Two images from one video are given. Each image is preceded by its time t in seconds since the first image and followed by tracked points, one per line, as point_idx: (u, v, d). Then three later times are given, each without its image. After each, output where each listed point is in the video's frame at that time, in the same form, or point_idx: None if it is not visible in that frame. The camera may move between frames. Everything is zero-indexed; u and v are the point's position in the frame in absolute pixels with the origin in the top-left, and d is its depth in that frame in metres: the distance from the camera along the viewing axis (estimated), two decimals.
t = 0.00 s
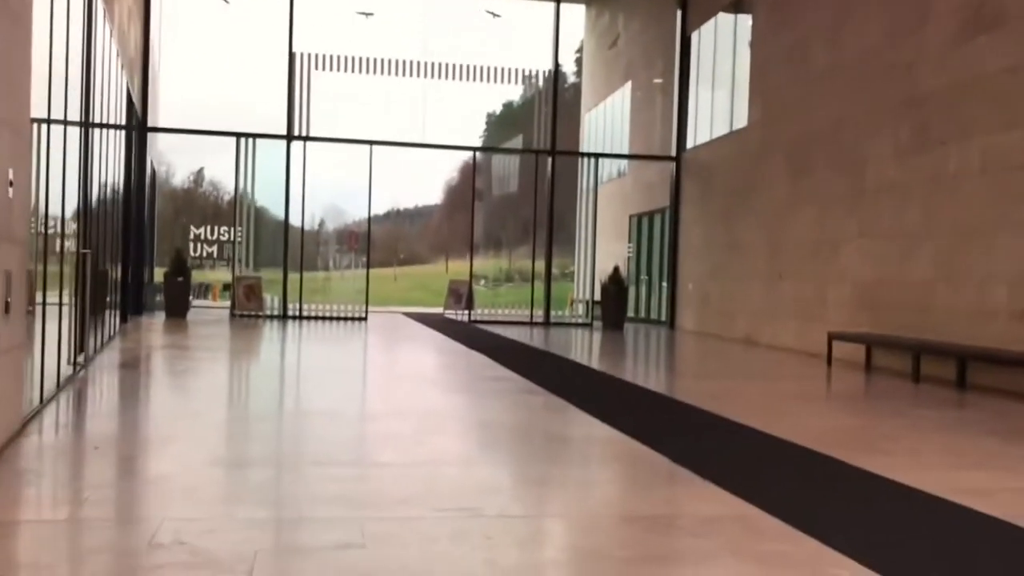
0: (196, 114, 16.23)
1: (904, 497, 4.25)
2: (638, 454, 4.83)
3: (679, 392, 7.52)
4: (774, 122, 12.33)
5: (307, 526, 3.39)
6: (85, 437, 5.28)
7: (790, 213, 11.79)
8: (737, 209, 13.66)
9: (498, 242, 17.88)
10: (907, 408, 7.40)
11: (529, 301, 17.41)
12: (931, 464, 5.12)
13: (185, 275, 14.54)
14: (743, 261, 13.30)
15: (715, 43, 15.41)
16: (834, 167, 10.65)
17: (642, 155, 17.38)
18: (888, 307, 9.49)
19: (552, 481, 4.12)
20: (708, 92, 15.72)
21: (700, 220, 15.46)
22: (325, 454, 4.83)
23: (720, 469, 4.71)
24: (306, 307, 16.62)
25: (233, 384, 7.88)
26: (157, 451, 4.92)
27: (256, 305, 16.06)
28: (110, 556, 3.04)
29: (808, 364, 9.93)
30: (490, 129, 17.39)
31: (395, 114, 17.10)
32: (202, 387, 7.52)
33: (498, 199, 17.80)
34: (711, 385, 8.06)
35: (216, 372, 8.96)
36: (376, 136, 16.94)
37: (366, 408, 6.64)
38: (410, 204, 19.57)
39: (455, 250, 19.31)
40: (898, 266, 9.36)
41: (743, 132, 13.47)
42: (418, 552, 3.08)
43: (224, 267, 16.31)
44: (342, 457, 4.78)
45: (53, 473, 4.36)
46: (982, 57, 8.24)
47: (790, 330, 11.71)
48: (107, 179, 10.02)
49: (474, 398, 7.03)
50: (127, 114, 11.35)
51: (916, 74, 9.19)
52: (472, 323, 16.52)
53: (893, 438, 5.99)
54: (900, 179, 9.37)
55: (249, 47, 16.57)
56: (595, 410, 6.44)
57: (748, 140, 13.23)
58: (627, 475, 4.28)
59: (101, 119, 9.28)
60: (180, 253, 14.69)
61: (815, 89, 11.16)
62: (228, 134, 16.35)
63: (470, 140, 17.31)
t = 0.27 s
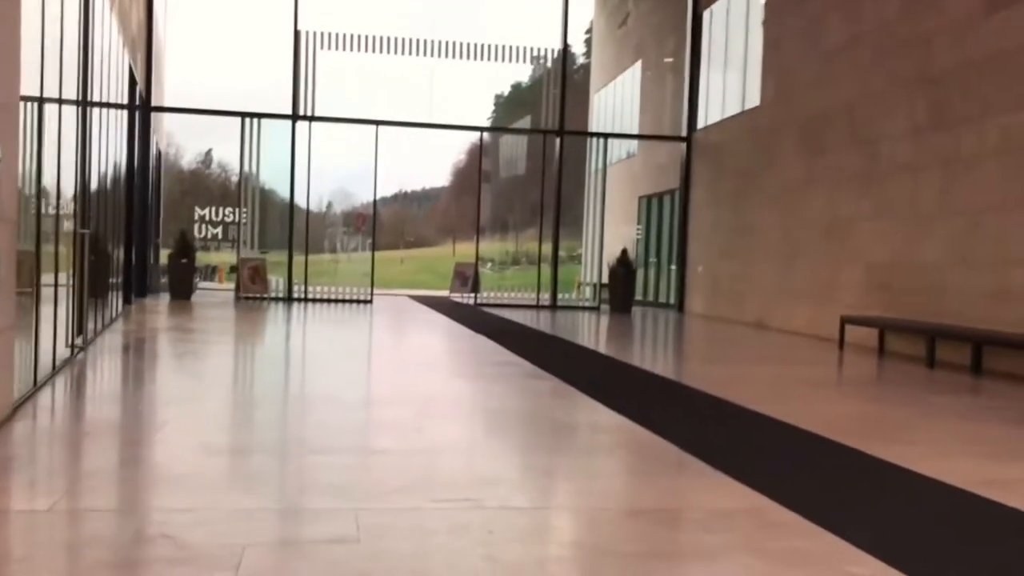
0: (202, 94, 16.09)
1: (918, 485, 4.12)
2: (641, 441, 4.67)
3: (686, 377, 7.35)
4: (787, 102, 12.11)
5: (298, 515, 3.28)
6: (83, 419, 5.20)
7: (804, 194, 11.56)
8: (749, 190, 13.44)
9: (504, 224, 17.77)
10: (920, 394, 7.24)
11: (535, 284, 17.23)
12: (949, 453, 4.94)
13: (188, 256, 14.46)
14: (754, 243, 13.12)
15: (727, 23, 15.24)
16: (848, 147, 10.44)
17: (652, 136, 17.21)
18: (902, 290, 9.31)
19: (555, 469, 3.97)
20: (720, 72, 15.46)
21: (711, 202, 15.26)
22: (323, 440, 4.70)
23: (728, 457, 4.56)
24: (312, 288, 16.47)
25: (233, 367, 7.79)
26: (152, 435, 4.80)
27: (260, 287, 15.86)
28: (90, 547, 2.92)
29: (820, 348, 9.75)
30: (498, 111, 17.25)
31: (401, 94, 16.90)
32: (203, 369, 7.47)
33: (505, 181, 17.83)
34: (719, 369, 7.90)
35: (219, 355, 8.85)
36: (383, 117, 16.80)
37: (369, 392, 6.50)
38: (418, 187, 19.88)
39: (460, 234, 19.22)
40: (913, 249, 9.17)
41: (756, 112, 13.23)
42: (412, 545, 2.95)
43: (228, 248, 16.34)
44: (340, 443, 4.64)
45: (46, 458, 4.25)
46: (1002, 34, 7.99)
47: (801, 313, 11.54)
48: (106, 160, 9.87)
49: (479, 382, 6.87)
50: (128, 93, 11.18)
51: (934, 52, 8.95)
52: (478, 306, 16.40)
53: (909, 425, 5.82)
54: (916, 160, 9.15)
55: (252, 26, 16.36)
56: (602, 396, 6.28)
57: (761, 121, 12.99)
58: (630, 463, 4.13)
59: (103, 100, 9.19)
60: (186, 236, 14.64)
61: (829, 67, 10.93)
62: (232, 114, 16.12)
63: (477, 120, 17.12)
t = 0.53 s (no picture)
0: (200, 83, 15.85)
1: (938, 486, 3.92)
2: (646, 439, 4.47)
3: (692, 370, 7.15)
4: (796, 90, 11.87)
5: (285, 516, 3.10)
6: (67, 415, 5.00)
7: (811, 185, 11.34)
8: (756, 181, 13.21)
9: (506, 214, 17.29)
10: (932, 389, 7.03)
11: (538, 276, 17.04)
12: (970, 453, 4.72)
13: (184, 247, 14.20)
14: (761, 234, 12.89)
15: (733, 11, 15.00)
16: (859, 137, 10.21)
17: (656, 126, 16.97)
18: (914, 283, 9.08)
19: (557, 468, 3.78)
20: (726, 61, 15.21)
21: (717, 193, 15.02)
22: (314, 437, 4.52)
23: (737, 455, 4.37)
24: (309, 280, 16.27)
25: (230, 359, 7.72)
26: (137, 432, 4.58)
27: (258, 279, 15.56)
28: (61, 550, 2.75)
29: (827, 342, 9.55)
30: (503, 100, 16.96)
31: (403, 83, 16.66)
32: (199, 360, 7.44)
33: (507, 173, 17.38)
34: (726, 363, 7.70)
35: (214, 347, 8.68)
36: (383, 105, 16.55)
37: (365, 387, 6.29)
38: (420, 177, 19.55)
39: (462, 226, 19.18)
40: (925, 241, 8.94)
41: (763, 101, 12.99)
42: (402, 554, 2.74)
43: (225, 239, 16.09)
44: (331, 441, 4.46)
45: (20, 457, 4.03)
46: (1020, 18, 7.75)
47: (809, 306, 11.31)
48: (99, 149, 9.66)
49: (478, 377, 6.67)
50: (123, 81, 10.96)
51: (948, 38, 8.71)
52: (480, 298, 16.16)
53: (927, 422, 5.60)
54: (929, 149, 8.91)
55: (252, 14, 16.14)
56: (606, 391, 6.08)
57: (769, 110, 12.75)
58: (636, 462, 3.93)
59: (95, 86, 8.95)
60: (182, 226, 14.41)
61: (840, 54, 10.69)
62: (230, 102, 15.90)
63: (479, 109, 16.88)
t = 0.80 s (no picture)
0: (196, 79, 15.74)
1: (956, 495, 3.71)
2: (647, 444, 4.27)
3: (694, 372, 6.94)
4: (800, 86, 11.69)
5: (262, 526, 2.91)
6: (43, 417, 4.81)
7: (816, 183, 11.13)
8: (759, 178, 13.01)
9: (506, 213, 17.07)
10: (942, 392, 6.83)
11: (538, 275, 16.88)
12: (985, 459, 4.54)
13: (179, 246, 14.03)
14: (764, 233, 12.71)
15: (736, 8, 14.83)
16: (864, 133, 10.02)
17: (658, 123, 16.76)
18: (921, 282, 8.90)
19: (554, 476, 3.58)
20: (729, 58, 15.03)
21: (719, 191, 14.83)
22: (301, 440, 4.35)
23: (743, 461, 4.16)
24: (306, 280, 16.11)
25: (223, 359, 7.57)
26: (116, 434, 4.40)
27: (254, 277, 15.38)
28: (19, 562, 2.56)
29: (833, 342, 9.36)
30: (503, 99, 16.79)
31: (399, 79, 16.44)
32: (189, 360, 7.30)
33: (509, 172, 17.10)
34: (729, 364, 7.50)
35: (206, 347, 8.55)
36: (382, 103, 16.40)
37: (357, 388, 6.11)
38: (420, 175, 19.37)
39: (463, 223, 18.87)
40: (933, 240, 8.75)
41: (767, 98, 12.77)
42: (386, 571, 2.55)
43: (220, 237, 15.89)
44: (320, 443, 4.28)
45: None
46: None
47: (813, 306, 11.13)
48: (89, 146, 9.48)
49: (474, 379, 6.48)
50: (115, 76, 10.78)
51: (957, 33, 8.51)
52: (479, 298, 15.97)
53: (937, 426, 5.41)
54: (938, 146, 8.72)
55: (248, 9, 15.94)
56: (607, 394, 5.87)
57: (773, 106, 12.54)
58: (638, 470, 3.73)
59: (83, 80, 8.75)
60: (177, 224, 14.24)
61: (845, 50, 10.50)
62: (224, 98, 15.77)
63: (480, 106, 16.71)
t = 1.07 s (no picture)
0: (194, 81, 15.55)
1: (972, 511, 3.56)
2: (648, 456, 4.10)
3: (696, 379, 6.77)
4: (803, 88, 11.56)
5: (242, 542, 2.77)
6: (24, 424, 4.67)
7: (821, 186, 10.98)
8: (762, 181, 12.86)
9: (507, 217, 17.04)
10: (951, 400, 6.67)
11: (538, 278, 16.70)
12: (998, 469, 4.39)
13: (176, 249, 13.89)
14: (767, 237, 12.57)
15: (738, 10, 14.71)
16: (869, 135, 9.89)
17: (659, 126, 16.61)
18: (928, 287, 8.76)
19: (551, 490, 3.42)
20: (732, 60, 14.90)
21: (722, 194, 14.70)
22: (286, 448, 4.19)
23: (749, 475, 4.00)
24: (305, 284, 15.98)
25: (216, 364, 7.44)
26: (99, 443, 4.26)
27: (251, 281, 15.26)
28: None
29: (838, 348, 9.20)
30: (504, 103, 16.71)
31: (399, 82, 16.38)
32: (181, 365, 7.13)
33: (510, 176, 17.10)
34: (731, 371, 7.33)
35: (201, 351, 8.40)
36: (381, 105, 16.25)
37: (350, 394, 5.96)
38: (421, 179, 19.39)
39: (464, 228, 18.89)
40: (940, 243, 8.61)
41: (770, 100, 12.63)
42: None
43: (218, 240, 15.71)
44: (306, 450, 4.14)
45: None
46: None
47: (818, 310, 10.99)
48: (82, 146, 9.34)
49: (470, 386, 6.31)
50: (110, 77, 10.65)
51: (964, 34, 8.38)
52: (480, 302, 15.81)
53: (947, 434, 5.27)
54: (945, 148, 8.58)
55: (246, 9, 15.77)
56: (608, 404, 5.71)
57: (776, 108, 12.40)
58: (640, 485, 3.58)
59: (75, 80, 8.62)
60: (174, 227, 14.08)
61: (849, 51, 10.38)
62: (224, 100, 15.57)
63: (482, 108, 16.63)
